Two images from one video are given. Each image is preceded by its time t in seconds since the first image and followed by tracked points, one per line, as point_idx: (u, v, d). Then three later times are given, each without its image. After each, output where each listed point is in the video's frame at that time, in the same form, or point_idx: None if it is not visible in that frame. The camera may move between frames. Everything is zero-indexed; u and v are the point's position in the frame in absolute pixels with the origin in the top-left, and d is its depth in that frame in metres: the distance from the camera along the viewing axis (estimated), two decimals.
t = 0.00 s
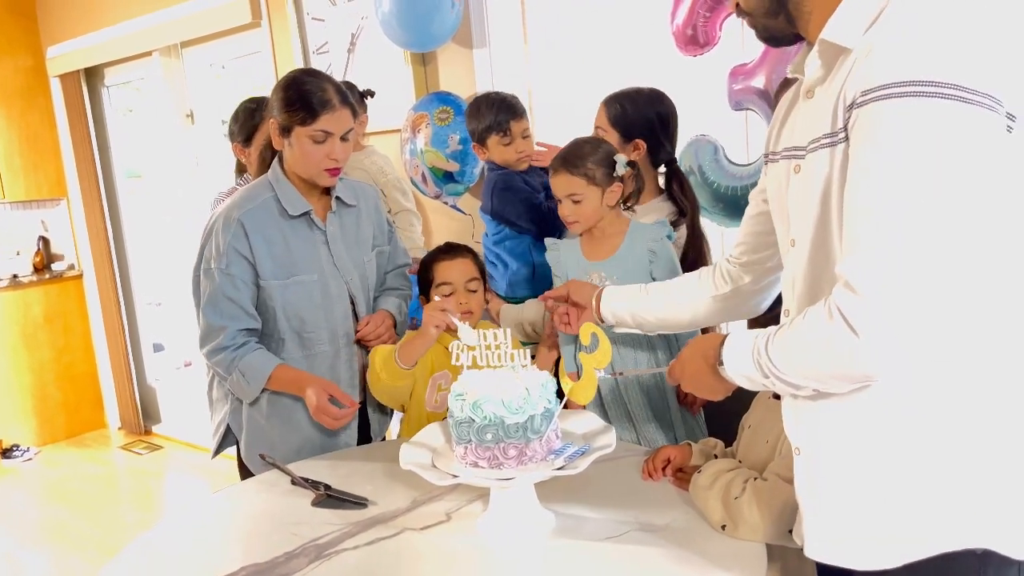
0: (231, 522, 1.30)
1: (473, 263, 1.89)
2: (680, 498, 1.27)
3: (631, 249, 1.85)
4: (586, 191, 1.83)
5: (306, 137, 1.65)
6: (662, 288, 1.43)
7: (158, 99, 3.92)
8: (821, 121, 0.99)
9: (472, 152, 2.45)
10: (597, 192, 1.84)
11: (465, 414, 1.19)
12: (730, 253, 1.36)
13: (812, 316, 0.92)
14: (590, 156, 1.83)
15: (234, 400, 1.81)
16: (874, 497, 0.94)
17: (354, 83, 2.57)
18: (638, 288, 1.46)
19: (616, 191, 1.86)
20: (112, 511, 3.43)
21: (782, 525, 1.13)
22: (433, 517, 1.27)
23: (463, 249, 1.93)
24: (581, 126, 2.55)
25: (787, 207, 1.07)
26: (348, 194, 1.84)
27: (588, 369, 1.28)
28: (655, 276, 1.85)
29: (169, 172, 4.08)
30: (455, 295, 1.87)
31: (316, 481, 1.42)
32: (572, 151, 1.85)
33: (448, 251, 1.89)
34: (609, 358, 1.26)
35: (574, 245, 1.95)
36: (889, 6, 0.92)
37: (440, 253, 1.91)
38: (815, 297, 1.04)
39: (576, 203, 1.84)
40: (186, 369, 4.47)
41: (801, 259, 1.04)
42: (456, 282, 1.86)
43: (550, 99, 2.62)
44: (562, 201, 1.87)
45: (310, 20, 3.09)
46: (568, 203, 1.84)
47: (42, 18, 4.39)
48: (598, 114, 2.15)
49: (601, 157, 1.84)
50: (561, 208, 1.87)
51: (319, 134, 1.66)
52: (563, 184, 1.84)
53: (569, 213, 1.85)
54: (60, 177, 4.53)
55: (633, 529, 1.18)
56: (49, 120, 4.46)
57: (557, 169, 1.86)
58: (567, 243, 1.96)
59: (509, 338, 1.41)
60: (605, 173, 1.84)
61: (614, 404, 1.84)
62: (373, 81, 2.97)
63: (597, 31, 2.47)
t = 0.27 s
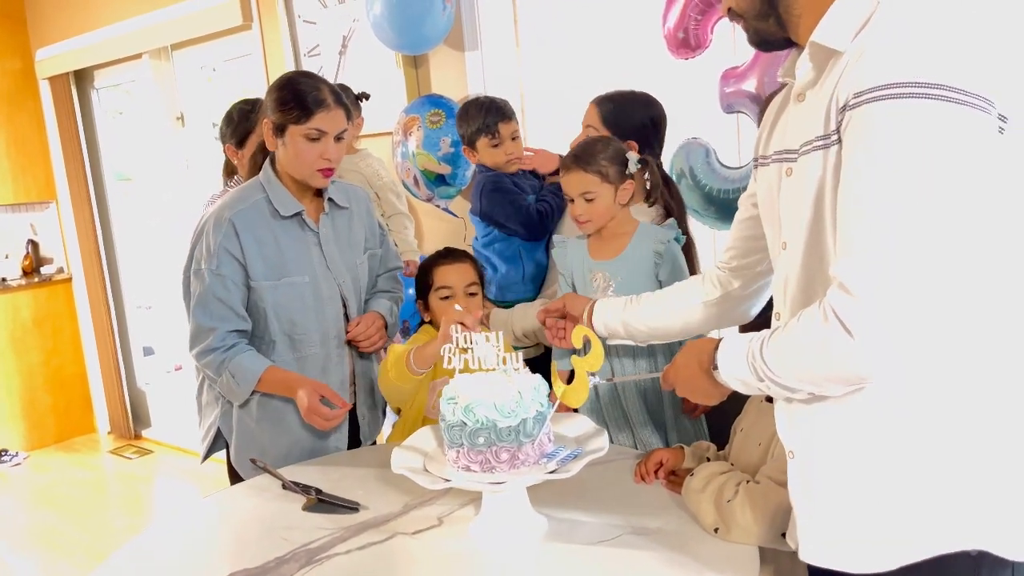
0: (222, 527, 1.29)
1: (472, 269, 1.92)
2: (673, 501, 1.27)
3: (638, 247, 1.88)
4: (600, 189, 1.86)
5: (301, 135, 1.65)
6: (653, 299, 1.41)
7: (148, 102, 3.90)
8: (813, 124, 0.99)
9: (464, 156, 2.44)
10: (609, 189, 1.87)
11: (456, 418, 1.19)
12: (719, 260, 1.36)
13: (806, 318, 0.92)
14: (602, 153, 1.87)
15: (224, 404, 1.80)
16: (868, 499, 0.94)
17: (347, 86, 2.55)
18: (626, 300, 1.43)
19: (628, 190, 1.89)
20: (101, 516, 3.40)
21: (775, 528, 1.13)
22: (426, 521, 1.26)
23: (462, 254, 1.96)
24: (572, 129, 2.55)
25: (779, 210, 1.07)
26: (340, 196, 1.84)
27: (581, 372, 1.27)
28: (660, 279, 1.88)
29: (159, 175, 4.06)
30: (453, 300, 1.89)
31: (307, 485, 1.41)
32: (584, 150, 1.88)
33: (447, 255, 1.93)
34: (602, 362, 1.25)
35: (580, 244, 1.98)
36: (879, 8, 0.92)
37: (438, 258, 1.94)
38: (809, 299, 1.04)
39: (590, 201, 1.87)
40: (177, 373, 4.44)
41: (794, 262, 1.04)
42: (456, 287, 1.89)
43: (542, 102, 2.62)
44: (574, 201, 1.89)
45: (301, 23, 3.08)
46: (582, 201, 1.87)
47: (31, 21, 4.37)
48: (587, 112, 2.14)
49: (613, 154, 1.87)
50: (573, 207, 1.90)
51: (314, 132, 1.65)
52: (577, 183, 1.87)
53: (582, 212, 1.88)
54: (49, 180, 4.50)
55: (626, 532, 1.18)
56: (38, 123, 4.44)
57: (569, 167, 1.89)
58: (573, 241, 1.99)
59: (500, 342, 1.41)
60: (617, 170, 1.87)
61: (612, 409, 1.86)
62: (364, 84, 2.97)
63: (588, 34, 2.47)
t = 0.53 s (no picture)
0: (212, 531, 1.29)
1: (473, 274, 1.92)
2: (664, 502, 1.27)
3: (632, 249, 1.89)
4: (598, 190, 1.87)
5: (304, 131, 1.66)
6: (652, 311, 1.40)
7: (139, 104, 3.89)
8: (801, 125, 0.99)
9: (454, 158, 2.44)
10: (606, 191, 1.88)
11: (448, 420, 1.19)
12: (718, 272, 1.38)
13: (794, 317, 0.92)
14: (599, 155, 1.88)
15: (213, 404, 1.79)
16: (856, 500, 0.95)
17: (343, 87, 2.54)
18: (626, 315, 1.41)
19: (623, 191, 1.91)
20: (93, 520, 3.39)
21: (766, 529, 1.13)
22: (417, 524, 1.26)
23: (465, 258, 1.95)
24: (565, 131, 2.55)
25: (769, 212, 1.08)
26: (338, 199, 1.84)
27: (572, 374, 1.27)
28: (653, 283, 1.89)
29: (150, 177, 4.05)
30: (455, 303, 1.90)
31: (298, 488, 1.41)
32: (581, 151, 1.89)
33: (449, 260, 1.92)
34: (592, 364, 1.26)
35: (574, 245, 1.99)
36: (867, 10, 0.93)
37: (440, 260, 1.94)
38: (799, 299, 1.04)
39: (587, 202, 1.88)
40: (168, 376, 4.42)
41: (783, 262, 1.04)
42: (457, 290, 1.89)
43: (533, 104, 2.62)
44: (571, 203, 1.90)
45: (292, 24, 3.07)
46: (579, 203, 1.88)
47: (20, 22, 4.35)
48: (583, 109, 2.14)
49: (610, 155, 1.89)
50: (569, 209, 1.91)
51: (318, 129, 1.66)
52: (574, 184, 1.88)
53: (579, 214, 1.89)
54: (39, 182, 4.48)
55: (617, 534, 1.18)
56: (27, 125, 4.42)
57: (566, 168, 1.90)
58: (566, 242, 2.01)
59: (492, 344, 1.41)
60: (614, 172, 1.89)
61: (603, 413, 1.88)
62: (356, 85, 2.96)
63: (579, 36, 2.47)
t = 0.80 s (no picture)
0: (202, 534, 1.28)
1: (475, 276, 1.92)
2: (655, 503, 1.27)
3: (610, 258, 1.91)
4: (574, 198, 1.90)
5: (320, 131, 1.67)
6: (643, 312, 1.40)
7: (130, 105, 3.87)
8: (793, 124, 0.99)
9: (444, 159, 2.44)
10: (583, 199, 1.91)
11: (439, 421, 1.19)
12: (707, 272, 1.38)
13: (784, 316, 0.93)
14: (576, 163, 1.92)
15: (202, 401, 1.79)
16: (846, 499, 0.95)
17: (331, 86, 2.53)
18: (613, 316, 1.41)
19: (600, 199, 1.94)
20: (83, 523, 3.37)
21: (756, 529, 1.13)
22: (408, 525, 1.26)
23: (468, 261, 1.95)
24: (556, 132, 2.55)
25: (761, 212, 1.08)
26: (341, 204, 1.84)
27: (562, 375, 1.27)
28: (630, 292, 1.91)
29: (141, 179, 4.03)
30: (455, 306, 1.90)
31: (289, 490, 1.40)
32: (558, 159, 1.93)
33: (451, 263, 1.91)
34: (582, 364, 1.26)
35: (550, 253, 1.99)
36: (859, 10, 0.93)
37: (445, 260, 1.93)
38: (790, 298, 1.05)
39: (564, 210, 1.90)
40: (159, 378, 4.41)
41: (774, 263, 1.04)
42: (458, 295, 1.89)
43: (524, 105, 2.62)
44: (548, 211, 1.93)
45: (283, 25, 3.07)
46: (557, 211, 1.90)
47: (9, 23, 4.33)
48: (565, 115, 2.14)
49: (586, 163, 1.92)
50: (547, 218, 1.93)
51: (333, 130, 1.68)
52: (551, 193, 1.90)
53: (557, 222, 1.92)
54: (28, 183, 4.45)
55: (608, 534, 1.18)
56: (17, 127, 4.39)
57: (543, 177, 1.93)
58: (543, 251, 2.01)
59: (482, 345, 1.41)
60: (591, 180, 1.93)
61: (587, 413, 1.89)
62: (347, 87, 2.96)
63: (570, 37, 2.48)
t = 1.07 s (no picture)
0: (193, 535, 1.28)
1: (475, 278, 1.92)
2: (647, 502, 1.28)
3: (584, 267, 1.90)
4: (543, 210, 1.89)
5: (322, 132, 1.67)
6: (633, 314, 1.40)
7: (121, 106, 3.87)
8: (785, 125, 1.00)
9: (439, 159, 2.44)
10: (552, 210, 1.90)
11: (431, 421, 1.18)
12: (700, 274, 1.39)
13: (776, 316, 0.93)
14: (542, 174, 1.89)
15: (198, 401, 1.78)
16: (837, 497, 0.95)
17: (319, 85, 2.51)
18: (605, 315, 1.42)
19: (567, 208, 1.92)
20: (75, 526, 3.36)
21: (747, 528, 1.13)
22: (400, 526, 1.26)
23: (468, 261, 1.95)
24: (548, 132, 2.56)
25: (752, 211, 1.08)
26: (340, 207, 1.84)
27: (554, 375, 1.28)
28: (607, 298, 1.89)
29: (132, 180, 4.02)
30: (454, 308, 1.90)
31: (281, 491, 1.40)
32: (523, 171, 1.90)
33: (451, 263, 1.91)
34: (574, 364, 1.27)
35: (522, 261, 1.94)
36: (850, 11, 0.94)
37: (445, 261, 1.93)
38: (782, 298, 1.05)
39: (534, 222, 1.89)
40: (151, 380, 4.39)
41: (766, 263, 1.04)
42: (458, 296, 1.89)
43: (517, 106, 2.62)
44: (518, 224, 1.91)
45: (274, 26, 3.06)
46: (526, 223, 1.89)
47: None
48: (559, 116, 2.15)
49: (551, 173, 1.90)
50: (517, 230, 1.91)
51: (334, 132, 1.68)
52: (520, 205, 1.89)
53: (527, 235, 1.90)
54: (19, 184, 4.44)
55: (600, 534, 1.18)
56: (7, 128, 4.38)
57: (510, 190, 1.91)
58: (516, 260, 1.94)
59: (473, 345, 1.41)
60: (559, 190, 1.91)
61: (572, 413, 1.88)
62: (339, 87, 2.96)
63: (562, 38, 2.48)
